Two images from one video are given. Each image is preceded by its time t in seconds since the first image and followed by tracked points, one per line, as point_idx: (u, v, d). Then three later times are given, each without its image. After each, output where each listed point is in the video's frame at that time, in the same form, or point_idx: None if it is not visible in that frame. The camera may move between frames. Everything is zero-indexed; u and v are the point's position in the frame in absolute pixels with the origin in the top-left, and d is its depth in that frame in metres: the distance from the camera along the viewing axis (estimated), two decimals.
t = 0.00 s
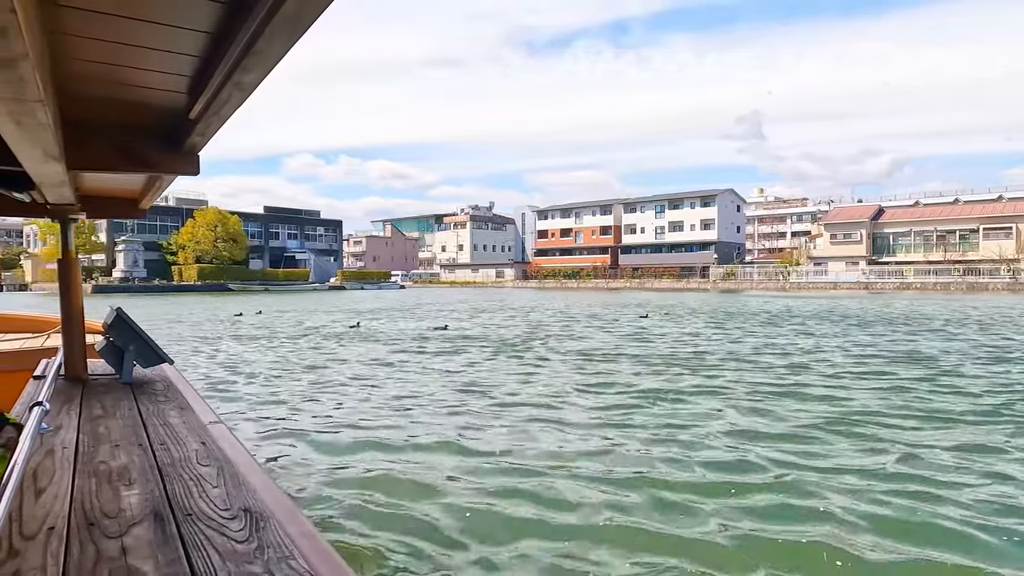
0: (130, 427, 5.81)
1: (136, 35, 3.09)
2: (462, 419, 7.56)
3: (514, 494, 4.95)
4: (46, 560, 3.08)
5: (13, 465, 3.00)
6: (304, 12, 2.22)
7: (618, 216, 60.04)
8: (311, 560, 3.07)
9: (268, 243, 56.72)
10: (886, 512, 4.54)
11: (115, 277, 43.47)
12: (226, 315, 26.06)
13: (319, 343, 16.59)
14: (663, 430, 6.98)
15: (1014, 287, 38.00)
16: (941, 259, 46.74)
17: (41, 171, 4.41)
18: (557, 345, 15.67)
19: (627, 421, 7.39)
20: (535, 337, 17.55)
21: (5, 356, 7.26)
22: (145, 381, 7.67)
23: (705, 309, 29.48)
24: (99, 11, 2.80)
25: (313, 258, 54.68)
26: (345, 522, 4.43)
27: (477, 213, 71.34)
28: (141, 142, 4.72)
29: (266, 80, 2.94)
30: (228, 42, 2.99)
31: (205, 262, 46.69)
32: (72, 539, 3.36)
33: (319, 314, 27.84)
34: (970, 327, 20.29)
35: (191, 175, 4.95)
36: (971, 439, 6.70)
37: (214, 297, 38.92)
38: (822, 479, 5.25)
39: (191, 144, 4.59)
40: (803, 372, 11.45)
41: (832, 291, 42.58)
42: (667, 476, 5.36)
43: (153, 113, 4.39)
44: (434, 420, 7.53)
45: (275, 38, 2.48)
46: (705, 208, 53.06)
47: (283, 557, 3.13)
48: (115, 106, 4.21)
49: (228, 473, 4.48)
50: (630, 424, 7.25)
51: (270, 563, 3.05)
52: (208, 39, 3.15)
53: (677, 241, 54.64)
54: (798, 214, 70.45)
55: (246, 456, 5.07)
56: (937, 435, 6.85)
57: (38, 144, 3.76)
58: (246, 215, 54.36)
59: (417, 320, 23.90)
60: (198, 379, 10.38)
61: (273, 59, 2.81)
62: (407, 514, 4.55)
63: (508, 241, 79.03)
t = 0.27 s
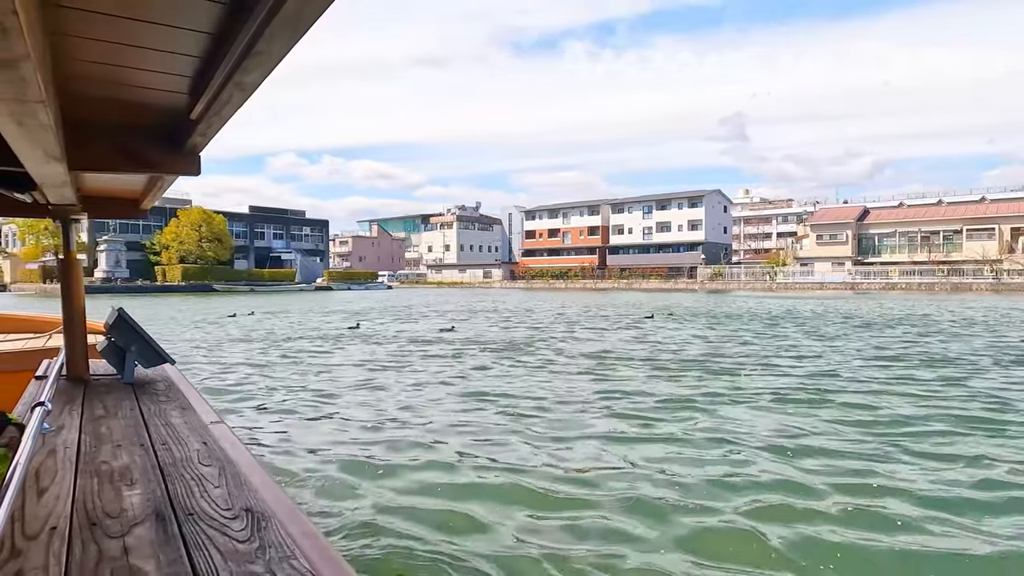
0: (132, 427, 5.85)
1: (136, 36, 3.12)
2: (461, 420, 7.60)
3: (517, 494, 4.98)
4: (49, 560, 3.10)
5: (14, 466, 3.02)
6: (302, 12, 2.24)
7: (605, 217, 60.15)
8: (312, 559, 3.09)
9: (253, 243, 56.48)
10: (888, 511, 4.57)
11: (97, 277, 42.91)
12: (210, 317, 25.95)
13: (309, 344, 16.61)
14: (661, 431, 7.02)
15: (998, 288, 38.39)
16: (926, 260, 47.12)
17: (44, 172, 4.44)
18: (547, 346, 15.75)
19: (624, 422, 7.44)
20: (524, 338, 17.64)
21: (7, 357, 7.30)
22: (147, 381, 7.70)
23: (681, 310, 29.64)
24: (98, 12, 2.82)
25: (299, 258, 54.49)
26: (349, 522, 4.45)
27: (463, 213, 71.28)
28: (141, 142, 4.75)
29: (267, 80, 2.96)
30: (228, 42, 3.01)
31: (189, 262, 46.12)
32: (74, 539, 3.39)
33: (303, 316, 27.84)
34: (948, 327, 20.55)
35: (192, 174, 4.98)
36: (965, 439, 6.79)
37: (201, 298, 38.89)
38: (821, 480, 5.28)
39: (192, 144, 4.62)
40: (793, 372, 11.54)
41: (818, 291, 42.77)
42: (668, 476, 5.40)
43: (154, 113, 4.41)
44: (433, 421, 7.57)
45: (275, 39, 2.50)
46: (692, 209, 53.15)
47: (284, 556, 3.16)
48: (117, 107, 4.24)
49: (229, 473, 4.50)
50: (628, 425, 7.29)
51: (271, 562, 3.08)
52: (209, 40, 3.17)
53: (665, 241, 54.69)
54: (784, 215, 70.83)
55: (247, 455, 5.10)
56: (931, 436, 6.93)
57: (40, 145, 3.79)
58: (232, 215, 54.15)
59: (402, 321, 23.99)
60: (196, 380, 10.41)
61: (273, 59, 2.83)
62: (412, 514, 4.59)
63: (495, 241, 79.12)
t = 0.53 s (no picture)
0: (133, 427, 5.87)
1: (137, 36, 3.14)
2: (458, 422, 7.64)
3: (520, 497, 5.01)
4: (51, 560, 3.12)
5: (15, 467, 3.05)
6: (302, 11, 2.26)
7: (593, 217, 60.22)
8: (313, 559, 3.12)
9: (238, 243, 56.07)
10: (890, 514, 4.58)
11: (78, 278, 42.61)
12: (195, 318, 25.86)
13: (299, 345, 16.62)
14: (659, 433, 7.06)
15: (981, 288, 38.88)
16: (911, 260, 47.52)
17: (46, 172, 4.47)
18: (537, 346, 15.84)
19: (621, 424, 7.48)
20: (511, 339, 17.71)
21: (8, 357, 7.33)
22: (147, 381, 7.72)
23: (659, 310, 29.74)
24: (97, 13, 2.84)
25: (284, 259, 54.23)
26: (352, 526, 4.46)
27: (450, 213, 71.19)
28: (142, 143, 4.78)
29: (266, 80, 2.99)
30: (228, 41, 3.04)
31: (173, 262, 45.73)
32: (76, 540, 3.41)
33: (287, 316, 27.84)
34: (927, 326, 20.82)
35: (193, 175, 5.01)
36: (959, 438, 6.86)
37: (189, 299, 38.82)
38: (821, 482, 5.32)
39: (193, 145, 4.65)
40: (784, 372, 11.63)
41: (805, 291, 42.98)
42: (670, 479, 5.43)
43: (155, 114, 4.44)
44: (431, 423, 7.61)
45: (274, 39, 2.53)
46: (680, 209, 53.25)
47: (286, 556, 3.18)
48: (118, 107, 4.27)
49: (231, 473, 4.53)
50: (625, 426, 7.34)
51: (272, 562, 3.10)
52: (209, 40, 3.19)
53: (653, 242, 54.73)
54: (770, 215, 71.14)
55: (248, 456, 5.13)
56: (925, 434, 7.00)
57: (41, 146, 3.82)
58: (217, 215, 53.80)
59: (386, 322, 24.03)
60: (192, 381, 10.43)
61: (273, 59, 2.85)
62: (416, 517, 4.61)
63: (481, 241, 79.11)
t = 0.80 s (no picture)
0: (133, 427, 5.91)
1: (136, 37, 3.17)
2: (454, 422, 7.68)
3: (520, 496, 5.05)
4: (52, 561, 3.15)
5: (15, 468, 3.07)
6: (300, 12, 2.29)
7: (581, 218, 60.26)
8: (313, 559, 3.15)
9: (224, 243, 55.64)
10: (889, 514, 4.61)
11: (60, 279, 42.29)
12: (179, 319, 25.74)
13: (289, 345, 16.63)
14: (654, 431, 7.11)
15: (965, 288, 39.35)
16: (896, 261, 47.98)
17: (45, 173, 4.49)
18: (526, 346, 15.92)
19: (616, 422, 7.53)
20: (500, 339, 17.78)
21: (8, 357, 7.36)
22: (147, 381, 7.77)
23: (638, 311, 29.84)
24: (95, 12, 2.87)
25: (271, 260, 54.02)
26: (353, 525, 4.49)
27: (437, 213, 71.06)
28: (142, 143, 4.81)
29: (265, 80, 3.01)
30: (227, 43, 3.06)
31: (156, 262, 45.44)
32: (76, 539, 3.44)
33: (271, 317, 27.78)
34: (908, 327, 21.07)
35: (193, 175, 5.04)
36: (950, 437, 6.95)
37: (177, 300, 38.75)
38: (818, 480, 5.36)
39: (193, 145, 4.68)
40: (773, 372, 11.73)
41: (793, 292, 43.17)
42: (668, 478, 5.47)
43: (155, 114, 4.47)
44: (428, 423, 7.66)
45: (273, 39, 2.56)
46: (668, 210, 53.34)
47: (286, 556, 3.21)
48: (117, 108, 4.29)
49: (231, 473, 4.56)
50: (621, 425, 7.39)
51: (273, 562, 3.14)
52: (208, 40, 3.22)
53: (640, 242, 54.75)
54: (756, 216, 71.50)
55: (248, 455, 5.17)
56: (917, 433, 7.08)
57: (40, 146, 3.84)
58: (203, 215, 53.42)
59: (371, 323, 24.05)
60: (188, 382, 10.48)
61: (272, 60, 2.88)
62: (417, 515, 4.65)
63: (468, 242, 79.05)
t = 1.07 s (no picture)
0: (132, 427, 5.92)
1: (135, 37, 3.18)
2: (451, 424, 7.68)
3: (522, 502, 5.06)
4: (51, 561, 3.16)
5: (14, 467, 3.09)
6: (300, 12, 2.31)
7: (569, 218, 60.21)
8: (312, 559, 3.16)
9: (208, 243, 55.11)
10: (893, 519, 4.63)
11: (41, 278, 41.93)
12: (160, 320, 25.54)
13: (279, 346, 16.58)
14: (651, 434, 7.13)
15: (950, 288, 39.78)
16: (882, 262, 48.39)
17: (44, 172, 4.50)
18: (516, 348, 15.94)
19: (613, 425, 7.55)
20: (489, 340, 17.80)
21: (8, 358, 7.38)
22: (146, 381, 7.79)
23: (617, 311, 29.91)
24: (95, 12, 2.88)
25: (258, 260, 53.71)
26: (356, 533, 4.49)
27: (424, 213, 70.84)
28: (142, 142, 4.83)
29: (265, 79, 3.03)
30: (227, 41, 3.07)
31: (139, 262, 45.04)
32: (75, 539, 3.46)
33: (255, 318, 27.68)
34: (889, 327, 21.34)
35: (192, 175, 5.06)
36: (944, 440, 7.00)
37: (164, 300, 38.57)
38: (818, 486, 5.38)
39: (192, 145, 4.69)
40: (763, 373, 11.79)
41: (780, 291, 43.35)
42: (670, 482, 5.48)
43: (155, 113, 4.48)
44: (424, 424, 7.72)
45: (273, 39, 2.58)
46: (656, 210, 53.41)
47: (285, 556, 3.23)
48: (117, 108, 4.31)
49: (230, 473, 4.58)
50: (618, 428, 7.41)
51: (271, 562, 3.15)
52: (207, 40, 3.24)
53: (629, 243, 54.73)
54: (743, 217, 71.77)
55: (247, 456, 5.19)
56: (911, 436, 7.13)
57: (39, 146, 3.85)
58: (187, 214, 52.90)
59: (356, 324, 24.02)
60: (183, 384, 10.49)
61: (271, 59, 2.90)
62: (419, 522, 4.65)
63: (454, 242, 78.83)
